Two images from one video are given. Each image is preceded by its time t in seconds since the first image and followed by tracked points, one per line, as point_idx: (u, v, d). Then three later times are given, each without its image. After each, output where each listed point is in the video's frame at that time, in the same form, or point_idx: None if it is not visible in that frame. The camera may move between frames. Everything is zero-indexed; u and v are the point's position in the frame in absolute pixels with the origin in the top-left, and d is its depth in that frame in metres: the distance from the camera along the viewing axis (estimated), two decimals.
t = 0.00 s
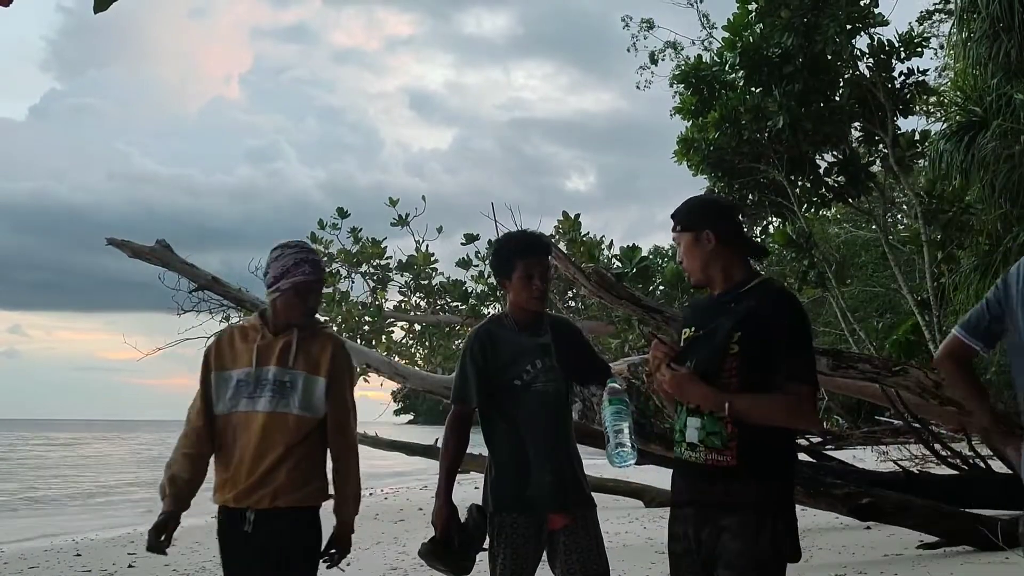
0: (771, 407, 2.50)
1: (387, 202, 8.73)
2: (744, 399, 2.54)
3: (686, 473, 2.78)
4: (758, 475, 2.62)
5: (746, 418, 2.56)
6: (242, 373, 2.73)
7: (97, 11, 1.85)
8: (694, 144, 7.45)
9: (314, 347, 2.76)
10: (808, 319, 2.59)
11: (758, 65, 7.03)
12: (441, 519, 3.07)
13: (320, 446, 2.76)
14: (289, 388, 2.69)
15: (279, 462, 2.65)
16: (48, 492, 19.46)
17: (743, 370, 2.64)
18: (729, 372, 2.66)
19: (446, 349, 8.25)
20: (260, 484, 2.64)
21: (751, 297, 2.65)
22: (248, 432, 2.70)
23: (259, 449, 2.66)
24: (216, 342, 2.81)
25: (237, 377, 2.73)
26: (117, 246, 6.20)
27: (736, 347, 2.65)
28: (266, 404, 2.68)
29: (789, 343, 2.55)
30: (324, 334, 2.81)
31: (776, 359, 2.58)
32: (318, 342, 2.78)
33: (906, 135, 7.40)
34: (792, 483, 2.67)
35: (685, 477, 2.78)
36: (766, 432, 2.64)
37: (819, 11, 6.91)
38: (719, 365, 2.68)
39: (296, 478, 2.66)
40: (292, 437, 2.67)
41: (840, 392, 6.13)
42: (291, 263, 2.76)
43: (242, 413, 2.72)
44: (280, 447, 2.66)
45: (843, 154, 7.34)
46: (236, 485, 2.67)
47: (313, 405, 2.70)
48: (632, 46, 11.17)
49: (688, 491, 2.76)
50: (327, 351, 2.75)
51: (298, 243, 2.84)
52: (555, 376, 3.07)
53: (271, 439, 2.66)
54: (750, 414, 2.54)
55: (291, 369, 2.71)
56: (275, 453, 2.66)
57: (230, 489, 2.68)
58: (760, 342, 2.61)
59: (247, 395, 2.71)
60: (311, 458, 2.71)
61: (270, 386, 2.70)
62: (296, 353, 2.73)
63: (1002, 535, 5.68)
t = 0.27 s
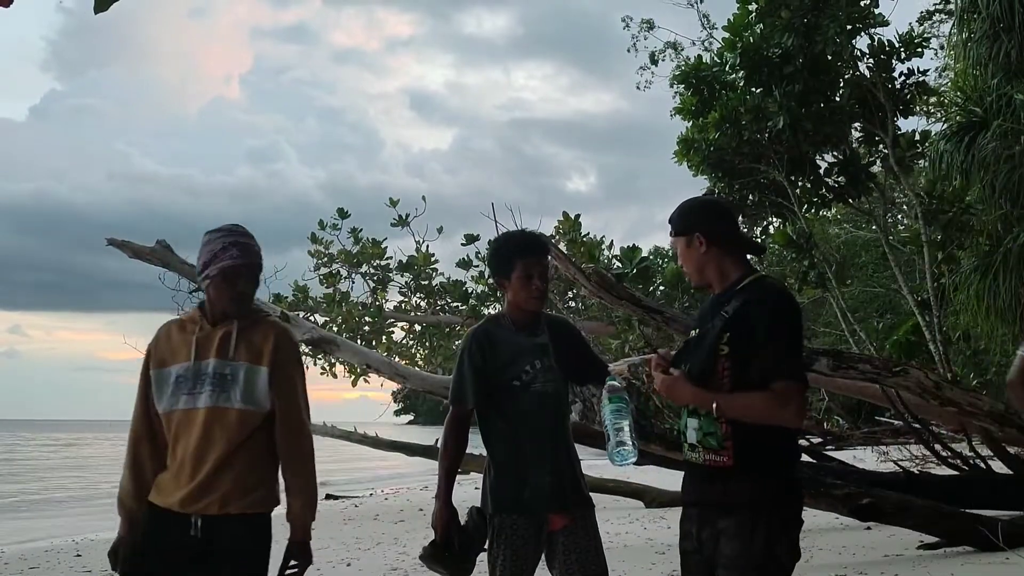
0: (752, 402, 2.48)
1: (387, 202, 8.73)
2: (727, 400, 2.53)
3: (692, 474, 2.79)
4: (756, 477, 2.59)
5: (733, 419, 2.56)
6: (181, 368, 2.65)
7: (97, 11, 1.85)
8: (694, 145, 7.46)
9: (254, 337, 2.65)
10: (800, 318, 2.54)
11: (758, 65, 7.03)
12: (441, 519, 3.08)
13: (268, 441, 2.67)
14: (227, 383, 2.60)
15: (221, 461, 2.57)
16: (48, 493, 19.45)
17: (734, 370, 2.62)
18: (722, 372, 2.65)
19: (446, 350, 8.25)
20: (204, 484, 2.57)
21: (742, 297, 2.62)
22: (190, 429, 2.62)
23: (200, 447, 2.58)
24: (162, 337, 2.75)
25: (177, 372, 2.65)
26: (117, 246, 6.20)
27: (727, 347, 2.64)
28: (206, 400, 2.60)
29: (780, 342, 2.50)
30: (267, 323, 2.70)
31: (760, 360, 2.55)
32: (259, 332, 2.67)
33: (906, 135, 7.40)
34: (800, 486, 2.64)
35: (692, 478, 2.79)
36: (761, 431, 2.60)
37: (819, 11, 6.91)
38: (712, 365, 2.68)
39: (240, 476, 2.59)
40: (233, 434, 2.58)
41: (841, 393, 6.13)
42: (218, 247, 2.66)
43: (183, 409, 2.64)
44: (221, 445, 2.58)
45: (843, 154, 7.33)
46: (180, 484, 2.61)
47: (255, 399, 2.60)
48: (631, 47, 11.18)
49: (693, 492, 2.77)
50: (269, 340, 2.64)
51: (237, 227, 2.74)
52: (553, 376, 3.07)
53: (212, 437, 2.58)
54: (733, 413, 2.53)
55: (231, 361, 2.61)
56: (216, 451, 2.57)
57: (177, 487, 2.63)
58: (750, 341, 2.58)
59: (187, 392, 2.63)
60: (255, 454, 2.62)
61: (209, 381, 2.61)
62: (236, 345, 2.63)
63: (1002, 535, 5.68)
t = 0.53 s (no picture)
0: (754, 411, 2.48)
1: (387, 203, 8.73)
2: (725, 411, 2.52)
3: (695, 476, 2.78)
4: (758, 480, 2.58)
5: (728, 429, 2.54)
6: (91, 374, 2.25)
7: (98, 11, 1.85)
8: (694, 145, 7.46)
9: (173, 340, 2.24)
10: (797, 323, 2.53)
11: (759, 65, 7.03)
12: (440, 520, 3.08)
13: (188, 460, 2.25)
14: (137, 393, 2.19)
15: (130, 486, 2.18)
16: (48, 493, 19.43)
17: (734, 375, 2.61)
18: (721, 377, 2.64)
19: (446, 350, 8.24)
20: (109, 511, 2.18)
21: (739, 300, 2.62)
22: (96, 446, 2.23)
23: (105, 463, 2.19)
24: (83, 338, 2.35)
25: (87, 378, 2.26)
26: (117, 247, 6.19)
27: (725, 352, 2.63)
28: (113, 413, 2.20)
29: (781, 342, 2.50)
30: (188, 325, 2.27)
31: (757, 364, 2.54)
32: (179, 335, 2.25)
33: (905, 136, 7.40)
34: (803, 488, 2.64)
35: (694, 479, 2.79)
36: (761, 436, 2.57)
37: (819, 11, 6.90)
38: (711, 369, 2.67)
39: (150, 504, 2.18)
40: (146, 453, 2.18)
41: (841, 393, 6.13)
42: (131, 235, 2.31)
43: (91, 421, 2.24)
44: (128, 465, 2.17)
45: (843, 155, 7.33)
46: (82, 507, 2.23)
47: (168, 409, 2.18)
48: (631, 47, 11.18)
49: (695, 493, 2.77)
50: (186, 343, 2.22)
51: (154, 221, 2.38)
52: (551, 376, 3.07)
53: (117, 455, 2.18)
54: (729, 424, 2.52)
55: (144, 365, 2.20)
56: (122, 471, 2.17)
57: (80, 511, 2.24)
58: (747, 347, 2.57)
59: (97, 398, 2.23)
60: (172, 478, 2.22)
61: (117, 389, 2.21)
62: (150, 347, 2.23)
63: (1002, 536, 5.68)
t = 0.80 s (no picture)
0: (766, 419, 2.44)
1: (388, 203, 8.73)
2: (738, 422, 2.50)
3: (696, 479, 2.77)
4: (763, 483, 2.58)
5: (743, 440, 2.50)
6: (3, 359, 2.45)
7: (98, 12, 1.84)
8: (694, 145, 7.47)
9: (85, 328, 2.43)
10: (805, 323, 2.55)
11: (759, 66, 7.02)
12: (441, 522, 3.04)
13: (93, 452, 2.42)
14: (46, 378, 2.38)
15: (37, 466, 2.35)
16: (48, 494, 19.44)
17: (744, 377, 2.60)
18: (729, 380, 2.63)
19: (447, 350, 8.24)
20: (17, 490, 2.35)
21: (749, 301, 2.60)
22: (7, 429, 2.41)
23: (13, 446, 2.38)
24: None
25: None
26: (118, 247, 6.20)
27: (735, 354, 2.61)
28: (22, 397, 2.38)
29: (784, 342, 2.49)
30: (101, 310, 2.45)
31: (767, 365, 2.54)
32: (92, 323, 2.43)
33: (906, 136, 7.40)
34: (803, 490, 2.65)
35: (694, 483, 2.78)
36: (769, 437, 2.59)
37: (819, 12, 6.90)
38: (718, 371, 2.65)
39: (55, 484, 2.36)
40: (54, 436, 2.36)
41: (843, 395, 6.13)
42: (38, 218, 2.47)
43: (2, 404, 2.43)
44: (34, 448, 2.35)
45: (843, 155, 7.32)
46: None
47: (77, 397, 2.36)
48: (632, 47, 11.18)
49: (695, 496, 2.76)
50: (100, 332, 2.41)
51: (61, 200, 2.55)
52: (551, 378, 3.07)
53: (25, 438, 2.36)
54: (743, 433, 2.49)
55: (54, 354, 2.40)
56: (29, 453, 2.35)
57: None
58: (757, 348, 2.56)
59: (4, 385, 2.44)
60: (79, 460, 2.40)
61: (28, 373, 2.40)
62: (60, 335, 2.42)
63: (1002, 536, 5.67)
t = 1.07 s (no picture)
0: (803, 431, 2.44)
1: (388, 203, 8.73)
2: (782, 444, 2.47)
3: (688, 479, 2.72)
4: (767, 484, 2.57)
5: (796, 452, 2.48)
6: None
7: (98, 11, 1.82)
8: (695, 146, 7.47)
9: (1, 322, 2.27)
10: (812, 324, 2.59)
11: (759, 66, 7.01)
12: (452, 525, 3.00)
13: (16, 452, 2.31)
14: None
15: None
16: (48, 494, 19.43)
17: (756, 376, 2.58)
18: (740, 379, 2.59)
19: (447, 351, 8.23)
20: None
21: (761, 300, 2.61)
22: None
23: None
24: None
25: None
26: (118, 248, 6.19)
27: (748, 354, 2.59)
28: None
29: (787, 342, 2.56)
30: (17, 302, 2.30)
31: (781, 362, 2.56)
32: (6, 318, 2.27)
33: (906, 136, 7.39)
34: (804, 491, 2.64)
35: (689, 484, 2.72)
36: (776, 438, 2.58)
37: (820, 12, 6.89)
38: (729, 371, 2.61)
39: None
40: None
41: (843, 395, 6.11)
42: None
43: None
44: None
45: (844, 155, 7.31)
46: None
47: None
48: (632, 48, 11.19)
49: (691, 498, 2.72)
50: (12, 328, 2.24)
51: None
52: (568, 380, 3.07)
53: None
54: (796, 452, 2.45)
55: None
56: None
57: None
58: (770, 347, 2.58)
59: None
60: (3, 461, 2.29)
61: None
62: None
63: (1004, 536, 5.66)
